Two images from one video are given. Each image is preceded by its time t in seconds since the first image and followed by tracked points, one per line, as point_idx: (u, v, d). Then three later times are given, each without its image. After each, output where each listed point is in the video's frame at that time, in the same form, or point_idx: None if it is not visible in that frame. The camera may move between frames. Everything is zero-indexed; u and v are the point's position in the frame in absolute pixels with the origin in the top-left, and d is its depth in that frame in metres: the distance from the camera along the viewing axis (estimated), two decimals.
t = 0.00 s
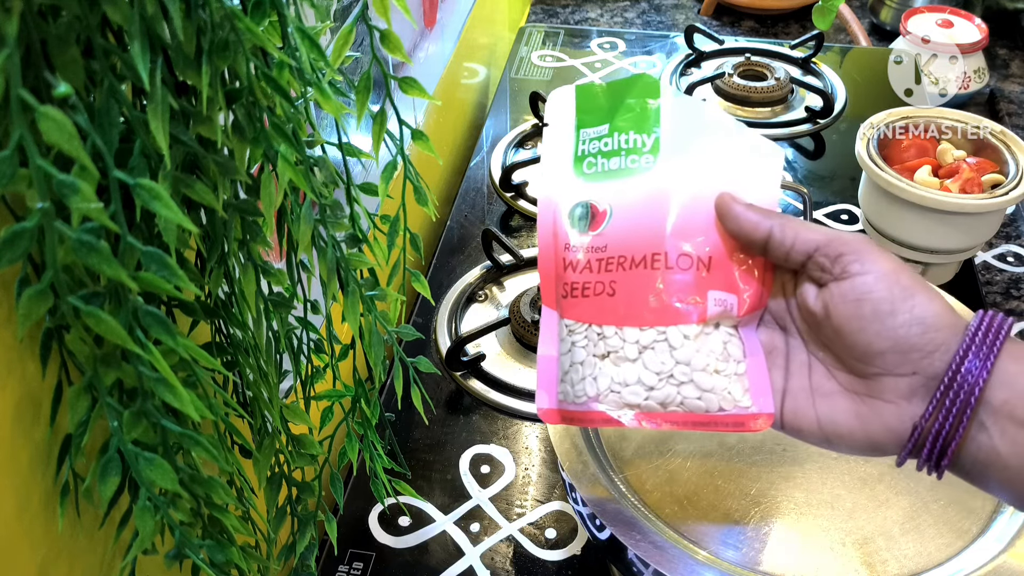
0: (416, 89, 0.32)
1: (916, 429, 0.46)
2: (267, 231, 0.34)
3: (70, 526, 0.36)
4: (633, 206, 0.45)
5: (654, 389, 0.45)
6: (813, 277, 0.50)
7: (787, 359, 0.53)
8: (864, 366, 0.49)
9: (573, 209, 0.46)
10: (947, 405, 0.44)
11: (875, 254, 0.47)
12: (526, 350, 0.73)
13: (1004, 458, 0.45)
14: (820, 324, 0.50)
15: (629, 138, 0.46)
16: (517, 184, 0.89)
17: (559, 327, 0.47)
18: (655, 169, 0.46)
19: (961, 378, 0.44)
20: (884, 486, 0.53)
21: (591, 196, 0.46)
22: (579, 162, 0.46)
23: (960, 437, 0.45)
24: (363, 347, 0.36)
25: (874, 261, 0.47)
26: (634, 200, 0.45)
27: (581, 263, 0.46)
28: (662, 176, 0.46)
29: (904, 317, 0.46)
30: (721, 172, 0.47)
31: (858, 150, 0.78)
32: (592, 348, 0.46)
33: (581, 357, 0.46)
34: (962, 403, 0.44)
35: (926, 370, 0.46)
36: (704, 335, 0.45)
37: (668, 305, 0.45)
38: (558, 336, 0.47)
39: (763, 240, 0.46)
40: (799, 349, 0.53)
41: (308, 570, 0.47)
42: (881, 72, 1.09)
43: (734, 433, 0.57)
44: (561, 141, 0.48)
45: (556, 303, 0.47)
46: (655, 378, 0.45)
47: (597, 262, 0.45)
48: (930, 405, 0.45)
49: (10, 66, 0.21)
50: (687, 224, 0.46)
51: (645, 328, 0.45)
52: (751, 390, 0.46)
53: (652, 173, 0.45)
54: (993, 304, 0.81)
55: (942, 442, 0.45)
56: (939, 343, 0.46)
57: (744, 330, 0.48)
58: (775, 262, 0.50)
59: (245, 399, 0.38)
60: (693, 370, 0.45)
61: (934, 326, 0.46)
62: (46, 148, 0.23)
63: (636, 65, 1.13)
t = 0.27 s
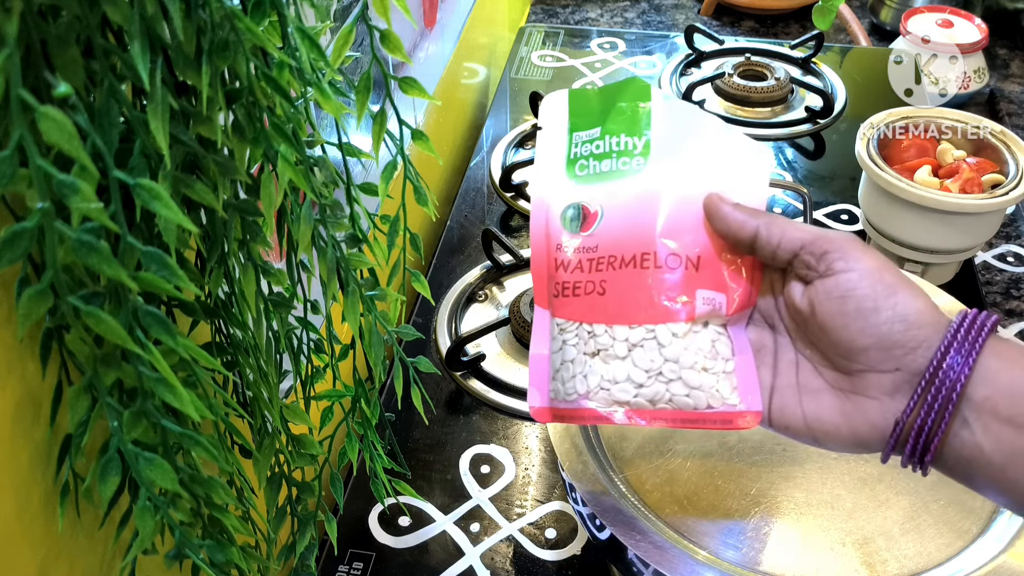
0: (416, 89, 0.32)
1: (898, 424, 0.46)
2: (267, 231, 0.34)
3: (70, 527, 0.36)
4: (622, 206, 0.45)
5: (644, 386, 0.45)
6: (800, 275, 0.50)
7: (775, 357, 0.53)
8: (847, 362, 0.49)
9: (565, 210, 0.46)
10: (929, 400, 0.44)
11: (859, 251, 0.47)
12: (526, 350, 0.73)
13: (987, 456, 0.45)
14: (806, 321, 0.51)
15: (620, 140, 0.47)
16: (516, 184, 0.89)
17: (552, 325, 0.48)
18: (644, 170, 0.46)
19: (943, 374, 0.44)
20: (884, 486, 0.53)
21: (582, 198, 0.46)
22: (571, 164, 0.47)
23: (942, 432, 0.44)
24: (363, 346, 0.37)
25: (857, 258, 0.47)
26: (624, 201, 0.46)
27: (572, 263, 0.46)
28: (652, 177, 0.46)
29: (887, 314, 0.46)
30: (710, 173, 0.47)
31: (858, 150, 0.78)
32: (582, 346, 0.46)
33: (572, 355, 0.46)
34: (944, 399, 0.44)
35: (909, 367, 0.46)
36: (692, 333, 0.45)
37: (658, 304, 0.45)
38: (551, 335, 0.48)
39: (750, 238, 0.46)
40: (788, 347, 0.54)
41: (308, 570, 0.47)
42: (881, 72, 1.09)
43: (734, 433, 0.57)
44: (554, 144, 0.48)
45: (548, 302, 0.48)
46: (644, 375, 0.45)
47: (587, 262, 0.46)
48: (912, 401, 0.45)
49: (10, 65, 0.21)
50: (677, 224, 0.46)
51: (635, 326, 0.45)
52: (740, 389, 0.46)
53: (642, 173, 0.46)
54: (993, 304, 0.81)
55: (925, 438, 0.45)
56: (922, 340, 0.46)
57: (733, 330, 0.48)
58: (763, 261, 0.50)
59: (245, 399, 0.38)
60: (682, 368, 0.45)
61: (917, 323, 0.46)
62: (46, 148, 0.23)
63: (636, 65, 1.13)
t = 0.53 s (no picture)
0: (416, 89, 0.32)
1: (895, 415, 0.46)
2: (267, 231, 0.34)
3: (70, 526, 0.36)
4: (623, 202, 0.46)
5: (649, 380, 0.45)
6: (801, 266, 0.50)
7: (776, 353, 0.54)
8: (845, 354, 0.49)
9: (564, 207, 0.46)
10: (927, 390, 0.45)
11: (860, 242, 0.47)
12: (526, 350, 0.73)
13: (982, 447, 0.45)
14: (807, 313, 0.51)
15: (618, 136, 0.47)
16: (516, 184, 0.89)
17: (551, 321, 0.48)
18: (645, 167, 0.47)
19: (940, 365, 0.44)
20: (884, 486, 0.53)
21: (581, 194, 0.46)
22: (569, 161, 0.47)
23: (939, 424, 0.45)
24: (363, 347, 0.36)
25: (858, 249, 0.47)
26: (624, 197, 0.46)
27: (573, 258, 0.46)
28: (652, 174, 0.47)
29: (885, 305, 0.46)
30: (710, 170, 0.48)
31: (858, 150, 0.78)
32: (585, 341, 0.46)
33: (574, 350, 0.46)
34: (940, 389, 0.44)
35: (906, 358, 0.46)
36: (698, 327, 0.46)
37: (661, 299, 0.46)
38: (550, 331, 0.48)
39: (754, 229, 0.46)
40: (787, 346, 0.54)
41: (308, 570, 0.47)
42: (881, 72, 1.09)
43: (734, 433, 0.57)
44: (549, 141, 0.48)
45: (547, 299, 0.48)
46: (650, 369, 0.45)
47: (589, 257, 0.46)
48: (909, 391, 0.46)
49: (10, 65, 0.21)
50: (679, 221, 0.47)
51: (640, 320, 0.46)
52: (744, 382, 0.46)
53: (643, 170, 0.47)
54: (993, 304, 0.81)
55: (922, 429, 0.45)
56: (920, 331, 0.46)
57: (736, 325, 0.49)
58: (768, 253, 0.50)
59: (245, 400, 0.38)
60: (687, 361, 0.45)
61: (915, 314, 0.46)
62: (46, 148, 0.23)
63: (636, 65, 1.13)
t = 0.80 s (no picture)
0: (416, 89, 0.32)
1: (900, 421, 0.46)
2: (267, 231, 0.34)
3: (70, 527, 0.36)
4: (618, 203, 0.45)
5: (655, 390, 0.45)
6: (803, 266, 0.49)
7: (777, 350, 0.53)
8: (851, 357, 0.49)
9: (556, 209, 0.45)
10: (931, 397, 0.45)
11: (866, 243, 0.46)
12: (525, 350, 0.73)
13: (984, 446, 0.45)
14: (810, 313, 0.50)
15: (608, 131, 0.45)
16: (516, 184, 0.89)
17: (551, 329, 0.46)
18: (641, 166, 0.45)
19: (945, 371, 0.44)
20: (884, 486, 0.53)
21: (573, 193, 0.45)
22: (555, 156, 0.45)
23: (944, 427, 0.45)
24: (363, 346, 0.36)
25: (865, 251, 0.46)
26: (620, 197, 0.45)
27: (570, 263, 0.45)
28: (648, 172, 0.45)
29: (891, 310, 0.46)
30: (704, 165, 0.46)
31: (859, 150, 0.78)
32: (587, 351, 0.45)
33: (577, 361, 0.45)
34: (945, 395, 0.44)
35: (910, 363, 0.46)
36: (702, 333, 0.46)
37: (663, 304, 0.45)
38: (548, 338, 0.46)
39: (754, 231, 0.45)
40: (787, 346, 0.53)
41: (308, 570, 0.47)
42: (881, 72, 1.09)
43: (734, 433, 0.57)
44: (536, 136, 0.46)
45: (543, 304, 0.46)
46: (656, 379, 0.45)
47: (587, 263, 0.45)
48: (914, 396, 0.46)
49: (10, 65, 0.21)
50: (678, 221, 0.45)
51: (642, 329, 0.45)
52: (748, 381, 0.47)
53: (637, 167, 0.45)
54: (994, 304, 0.80)
55: (926, 432, 0.45)
56: (926, 336, 0.46)
57: (737, 325, 0.48)
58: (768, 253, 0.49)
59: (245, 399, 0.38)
60: (693, 369, 0.45)
61: (921, 319, 0.45)
62: (46, 148, 0.23)
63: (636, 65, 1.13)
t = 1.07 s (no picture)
0: (416, 89, 0.32)
1: (901, 421, 0.46)
2: (267, 231, 0.34)
3: (69, 527, 0.36)
4: (619, 198, 0.45)
5: (652, 383, 0.44)
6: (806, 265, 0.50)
7: (775, 350, 0.53)
8: (850, 356, 0.49)
9: (557, 201, 0.46)
10: (932, 396, 0.45)
11: (868, 243, 0.47)
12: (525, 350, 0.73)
13: (984, 450, 0.45)
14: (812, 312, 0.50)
15: (610, 126, 0.46)
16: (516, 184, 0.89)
17: (549, 322, 0.47)
18: (643, 162, 0.46)
19: (947, 370, 0.44)
20: (884, 486, 0.53)
21: (575, 187, 0.45)
22: (559, 151, 0.46)
23: (944, 427, 0.45)
24: (363, 346, 0.36)
25: (866, 250, 0.47)
26: (621, 193, 0.45)
27: (570, 255, 0.45)
28: (649, 168, 0.46)
29: (892, 309, 0.46)
30: (707, 162, 0.47)
31: (859, 150, 0.78)
32: (585, 342, 0.45)
33: (573, 352, 0.45)
34: (947, 394, 0.44)
35: (912, 362, 0.46)
36: (701, 329, 0.46)
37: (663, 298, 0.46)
38: (547, 331, 0.47)
39: (756, 229, 0.46)
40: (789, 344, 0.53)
41: (308, 570, 0.46)
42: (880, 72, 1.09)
43: (734, 433, 0.57)
44: (540, 131, 0.47)
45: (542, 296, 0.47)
46: (653, 372, 0.44)
47: (586, 254, 0.45)
48: (915, 396, 0.45)
49: (10, 66, 0.21)
50: (680, 217, 0.46)
51: (642, 321, 0.45)
52: (746, 382, 0.46)
53: (639, 163, 0.46)
54: (993, 304, 0.80)
55: (927, 433, 0.45)
56: (927, 335, 0.45)
57: (736, 325, 0.48)
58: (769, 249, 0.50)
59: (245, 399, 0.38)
60: (690, 364, 0.45)
61: (922, 318, 0.45)
62: (46, 148, 0.23)
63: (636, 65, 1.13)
